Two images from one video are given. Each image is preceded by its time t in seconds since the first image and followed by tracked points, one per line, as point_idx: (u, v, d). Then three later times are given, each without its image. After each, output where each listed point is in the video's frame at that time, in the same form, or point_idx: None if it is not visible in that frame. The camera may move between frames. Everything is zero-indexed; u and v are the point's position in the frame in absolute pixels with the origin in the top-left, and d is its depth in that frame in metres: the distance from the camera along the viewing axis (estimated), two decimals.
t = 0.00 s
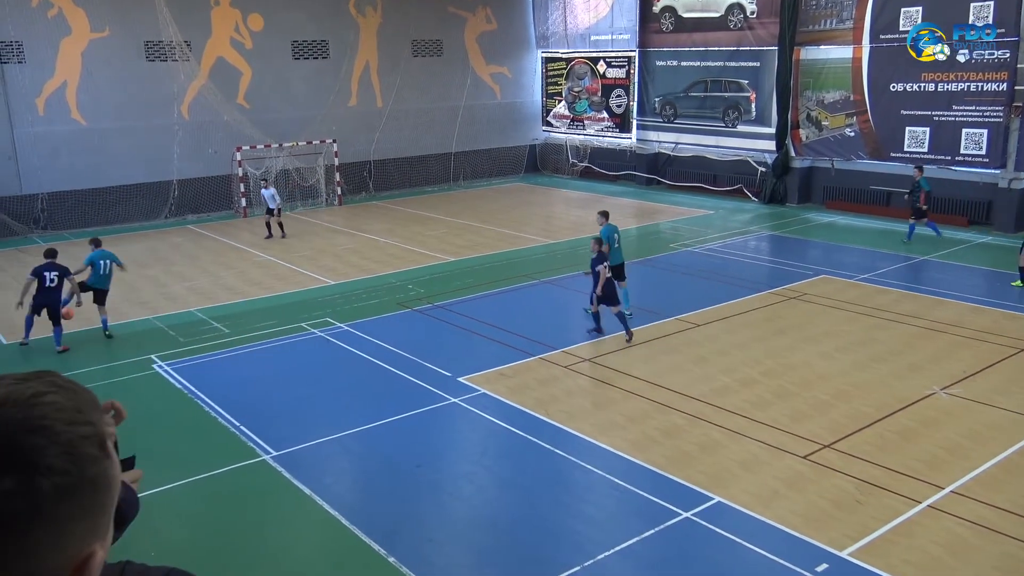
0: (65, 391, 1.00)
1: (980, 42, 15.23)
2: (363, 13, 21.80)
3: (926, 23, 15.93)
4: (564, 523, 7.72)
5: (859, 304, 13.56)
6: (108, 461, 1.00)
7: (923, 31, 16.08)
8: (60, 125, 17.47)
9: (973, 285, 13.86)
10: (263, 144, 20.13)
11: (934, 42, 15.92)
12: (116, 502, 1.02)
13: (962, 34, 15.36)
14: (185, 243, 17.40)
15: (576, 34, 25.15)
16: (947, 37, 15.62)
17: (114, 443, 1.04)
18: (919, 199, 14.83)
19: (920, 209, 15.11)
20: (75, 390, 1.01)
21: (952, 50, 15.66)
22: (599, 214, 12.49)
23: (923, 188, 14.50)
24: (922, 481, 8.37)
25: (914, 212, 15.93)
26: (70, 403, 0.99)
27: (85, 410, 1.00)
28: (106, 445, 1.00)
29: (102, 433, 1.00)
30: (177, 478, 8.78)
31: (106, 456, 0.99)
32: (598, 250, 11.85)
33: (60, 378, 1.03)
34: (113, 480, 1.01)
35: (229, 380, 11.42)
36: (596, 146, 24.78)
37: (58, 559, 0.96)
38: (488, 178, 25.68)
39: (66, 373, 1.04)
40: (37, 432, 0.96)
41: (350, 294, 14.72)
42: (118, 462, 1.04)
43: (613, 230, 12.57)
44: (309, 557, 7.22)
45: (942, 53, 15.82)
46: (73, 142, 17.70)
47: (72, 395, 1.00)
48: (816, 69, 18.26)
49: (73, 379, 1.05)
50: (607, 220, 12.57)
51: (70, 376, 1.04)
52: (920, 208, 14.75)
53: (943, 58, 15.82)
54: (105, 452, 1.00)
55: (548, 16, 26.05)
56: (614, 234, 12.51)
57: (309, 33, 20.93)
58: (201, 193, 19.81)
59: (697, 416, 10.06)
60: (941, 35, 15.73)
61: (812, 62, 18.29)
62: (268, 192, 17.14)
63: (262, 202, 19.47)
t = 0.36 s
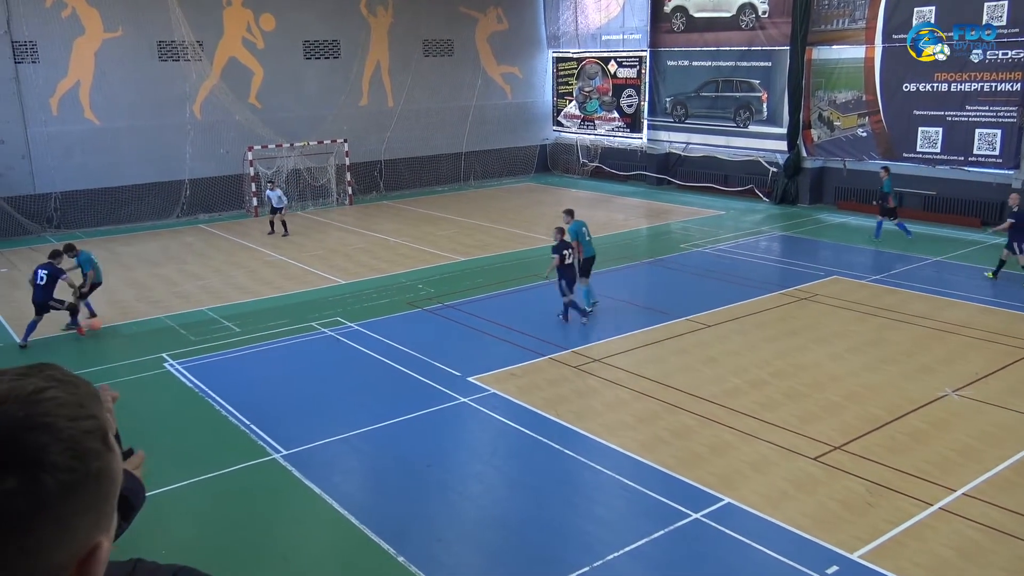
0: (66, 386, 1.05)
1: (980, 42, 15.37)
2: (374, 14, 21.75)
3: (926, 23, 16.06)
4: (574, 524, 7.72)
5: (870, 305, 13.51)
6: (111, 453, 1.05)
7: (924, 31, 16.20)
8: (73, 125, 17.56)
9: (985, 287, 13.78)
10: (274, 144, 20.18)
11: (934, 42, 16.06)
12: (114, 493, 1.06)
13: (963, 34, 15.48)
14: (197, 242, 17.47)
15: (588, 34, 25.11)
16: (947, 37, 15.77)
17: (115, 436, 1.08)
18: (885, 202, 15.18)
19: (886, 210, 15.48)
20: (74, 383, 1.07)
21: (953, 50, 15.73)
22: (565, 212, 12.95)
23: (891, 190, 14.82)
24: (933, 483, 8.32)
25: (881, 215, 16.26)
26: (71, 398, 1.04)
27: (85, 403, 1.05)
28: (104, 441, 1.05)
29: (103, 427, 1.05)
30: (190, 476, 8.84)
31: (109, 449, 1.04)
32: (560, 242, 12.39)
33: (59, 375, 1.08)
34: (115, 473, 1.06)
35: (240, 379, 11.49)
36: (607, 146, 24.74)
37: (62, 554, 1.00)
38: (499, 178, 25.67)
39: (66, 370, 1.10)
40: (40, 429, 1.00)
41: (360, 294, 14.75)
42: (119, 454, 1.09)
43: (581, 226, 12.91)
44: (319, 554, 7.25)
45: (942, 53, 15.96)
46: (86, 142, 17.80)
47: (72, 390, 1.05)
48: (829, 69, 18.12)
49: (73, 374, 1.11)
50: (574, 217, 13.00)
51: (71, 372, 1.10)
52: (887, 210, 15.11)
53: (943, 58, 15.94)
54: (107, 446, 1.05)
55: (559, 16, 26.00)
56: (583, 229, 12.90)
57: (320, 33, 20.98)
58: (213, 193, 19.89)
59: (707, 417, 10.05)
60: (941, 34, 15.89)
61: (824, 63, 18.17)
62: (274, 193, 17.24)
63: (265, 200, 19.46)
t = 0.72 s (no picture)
0: (44, 387, 1.11)
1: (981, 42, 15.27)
2: (374, 13, 21.80)
3: (925, 23, 16.06)
4: (574, 524, 7.73)
5: (870, 305, 13.51)
6: (95, 450, 1.10)
7: (923, 31, 16.18)
8: (73, 125, 17.57)
9: (986, 287, 13.78)
10: (274, 145, 20.18)
11: (934, 42, 16.02)
12: (102, 488, 1.11)
13: (962, 34, 15.50)
14: (197, 242, 17.46)
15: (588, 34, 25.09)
16: (947, 36, 15.71)
17: (99, 434, 1.14)
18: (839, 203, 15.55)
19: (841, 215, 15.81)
20: (53, 384, 1.13)
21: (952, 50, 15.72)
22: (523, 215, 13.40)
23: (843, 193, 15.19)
24: (933, 483, 8.32)
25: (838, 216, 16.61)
26: (50, 397, 1.10)
27: (64, 401, 1.11)
28: (89, 439, 1.10)
29: (86, 426, 1.10)
30: (190, 476, 8.84)
31: (93, 447, 1.09)
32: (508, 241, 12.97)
33: (38, 376, 1.15)
34: (103, 469, 1.11)
35: (240, 379, 11.50)
36: (607, 147, 24.73)
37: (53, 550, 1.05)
38: (499, 179, 25.64)
39: (44, 371, 1.16)
40: (24, 433, 1.05)
41: (360, 294, 14.76)
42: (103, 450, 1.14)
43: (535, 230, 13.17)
44: (319, 555, 7.25)
45: (942, 53, 15.89)
46: (86, 142, 17.81)
47: (51, 391, 1.11)
48: (829, 70, 18.16)
49: (52, 374, 1.17)
50: (533, 219, 13.33)
51: (49, 372, 1.16)
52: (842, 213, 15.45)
53: (943, 58, 15.88)
54: (91, 443, 1.10)
55: (559, 16, 25.96)
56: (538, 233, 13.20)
57: (321, 33, 20.95)
58: (213, 193, 19.88)
59: (707, 418, 10.06)
60: (940, 34, 15.85)
61: (824, 63, 18.22)
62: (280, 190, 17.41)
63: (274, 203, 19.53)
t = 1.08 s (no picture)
0: (92, 413, 0.93)
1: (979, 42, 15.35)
2: (374, 15, 21.77)
3: (925, 23, 16.02)
4: (574, 525, 7.72)
5: (870, 307, 13.52)
6: (133, 486, 0.93)
7: (924, 31, 16.14)
8: (73, 127, 17.58)
9: (986, 288, 13.79)
10: (274, 146, 20.18)
11: (934, 42, 15.99)
12: (139, 525, 0.95)
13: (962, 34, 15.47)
14: (198, 244, 17.45)
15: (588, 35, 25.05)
16: (947, 36, 15.76)
17: (141, 463, 0.96)
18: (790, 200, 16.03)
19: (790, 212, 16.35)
20: (101, 411, 0.94)
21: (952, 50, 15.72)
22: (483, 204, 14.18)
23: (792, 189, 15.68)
24: (933, 485, 8.32)
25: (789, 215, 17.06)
26: (95, 426, 0.91)
27: (110, 432, 0.92)
28: (131, 472, 0.93)
29: (128, 460, 0.92)
30: (190, 478, 8.85)
31: (132, 483, 0.92)
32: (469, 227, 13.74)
33: (87, 400, 0.95)
34: (140, 504, 0.94)
35: (241, 381, 11.51)
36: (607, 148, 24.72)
37: None
38: (499, 180, 25.64)
39: (93, 396, 0.97)
40: (56, 461, 0.87)
41: (361, 295, 14.76)
42: (145, 483, 0.96)
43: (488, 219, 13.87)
44: (319, 557, 7.24)
45: (942, 53, 15.91)
46: (86, 144, 17.81)
47: (97, 418, 0.93)
48: (829, 71, 18.10)
49: (101, 399, 0.98)
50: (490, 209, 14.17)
51: (99, 399, 0.96)
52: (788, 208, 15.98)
53: (943, 59, 15.90)
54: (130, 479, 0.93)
55: (559, 18, 25.91)
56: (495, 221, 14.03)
57: (321, 35, 20.95)
58: (213, 195, 19.88)
59: (707, 419, 10.06)
60: (940, 34, 15.88)
61: (825, 65, 18.15)
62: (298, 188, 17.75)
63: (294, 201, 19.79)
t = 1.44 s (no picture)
0: (111, 429, 1.01)
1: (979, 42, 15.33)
2: (378, 24, 21.91)
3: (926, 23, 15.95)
4: (577, 535, 7.70)
5: (874, 317, 13.50)
6: (146, 501, 1.02)
7: (924, 31, 16.06)
8: (78, 136, 17.64)
9: (990, 298, 13.76)
10: (278, 155, 20.20)
11: (934, 42, 15.91)
12: (151, 539, 1.03)
13: (962, 34, 15.49)
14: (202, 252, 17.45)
15: (590, 45, 24.94)
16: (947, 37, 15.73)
17: (154, 482, 1.05)
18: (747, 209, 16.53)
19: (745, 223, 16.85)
20: (120, 427, 1.03)
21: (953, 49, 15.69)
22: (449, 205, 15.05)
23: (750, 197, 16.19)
24: (937, 495, 8.29)
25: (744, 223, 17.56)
26: (113, 443, 1.00)
27: (128, 449, 1.01)
28: (144, 493, 1.02)
29: (141, 477, 1.01)
30: (193, 487, 8.84)
31: (144, 500, 1.01)
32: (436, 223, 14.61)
33: (107, 417, 1.04)
34: (152, 521, 1.03)
35: (244, 390, 11.52)
36: (610, 157, 24.75)
37: None
38: (502, 189, 25.61)
39: (114, 413, 1.06)
40: (72, 475, 0.96)
41: (364, 304, 14.75)
42: (156, 500, 1.05)
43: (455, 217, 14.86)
44: (321, 566, 7.22)
45: (942, 53, 15.84)
46: (90, 153, 17.85)
47: (116, 434, 1.01)
48: (832, 80, 18.06)
49: (121, 415, 1.07)
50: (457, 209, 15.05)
51: (119, 416, 1.05)
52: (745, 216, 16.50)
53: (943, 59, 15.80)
54: (143, 495, 1.02)
55: (562, 27, 25.96)
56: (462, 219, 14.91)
57: (324, 44, 21.02)
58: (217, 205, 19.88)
59: (710, 429, 10.05)
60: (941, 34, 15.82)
61: (827, 74, 18.13)
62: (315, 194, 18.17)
63: (306, 208, 19.99)
